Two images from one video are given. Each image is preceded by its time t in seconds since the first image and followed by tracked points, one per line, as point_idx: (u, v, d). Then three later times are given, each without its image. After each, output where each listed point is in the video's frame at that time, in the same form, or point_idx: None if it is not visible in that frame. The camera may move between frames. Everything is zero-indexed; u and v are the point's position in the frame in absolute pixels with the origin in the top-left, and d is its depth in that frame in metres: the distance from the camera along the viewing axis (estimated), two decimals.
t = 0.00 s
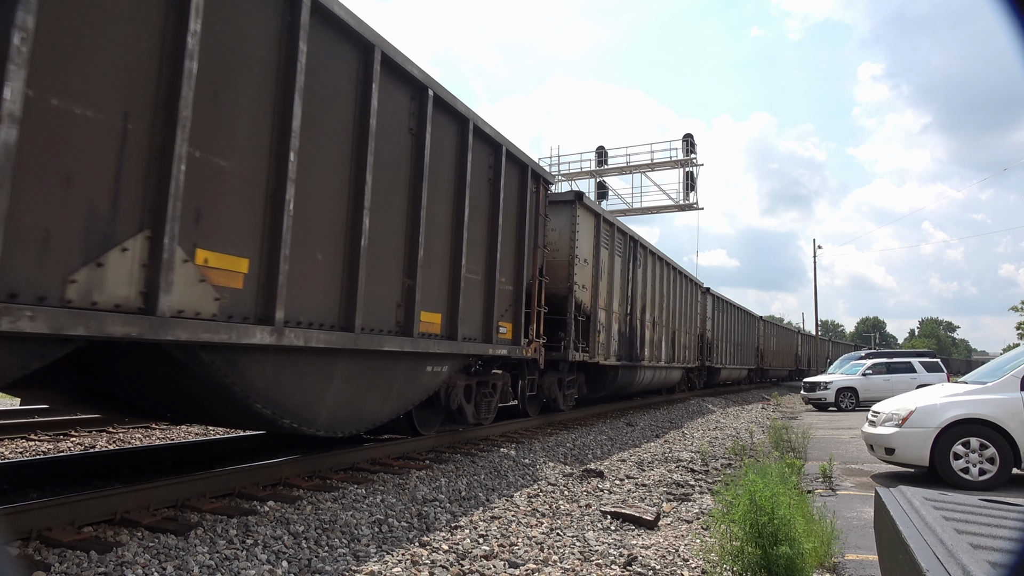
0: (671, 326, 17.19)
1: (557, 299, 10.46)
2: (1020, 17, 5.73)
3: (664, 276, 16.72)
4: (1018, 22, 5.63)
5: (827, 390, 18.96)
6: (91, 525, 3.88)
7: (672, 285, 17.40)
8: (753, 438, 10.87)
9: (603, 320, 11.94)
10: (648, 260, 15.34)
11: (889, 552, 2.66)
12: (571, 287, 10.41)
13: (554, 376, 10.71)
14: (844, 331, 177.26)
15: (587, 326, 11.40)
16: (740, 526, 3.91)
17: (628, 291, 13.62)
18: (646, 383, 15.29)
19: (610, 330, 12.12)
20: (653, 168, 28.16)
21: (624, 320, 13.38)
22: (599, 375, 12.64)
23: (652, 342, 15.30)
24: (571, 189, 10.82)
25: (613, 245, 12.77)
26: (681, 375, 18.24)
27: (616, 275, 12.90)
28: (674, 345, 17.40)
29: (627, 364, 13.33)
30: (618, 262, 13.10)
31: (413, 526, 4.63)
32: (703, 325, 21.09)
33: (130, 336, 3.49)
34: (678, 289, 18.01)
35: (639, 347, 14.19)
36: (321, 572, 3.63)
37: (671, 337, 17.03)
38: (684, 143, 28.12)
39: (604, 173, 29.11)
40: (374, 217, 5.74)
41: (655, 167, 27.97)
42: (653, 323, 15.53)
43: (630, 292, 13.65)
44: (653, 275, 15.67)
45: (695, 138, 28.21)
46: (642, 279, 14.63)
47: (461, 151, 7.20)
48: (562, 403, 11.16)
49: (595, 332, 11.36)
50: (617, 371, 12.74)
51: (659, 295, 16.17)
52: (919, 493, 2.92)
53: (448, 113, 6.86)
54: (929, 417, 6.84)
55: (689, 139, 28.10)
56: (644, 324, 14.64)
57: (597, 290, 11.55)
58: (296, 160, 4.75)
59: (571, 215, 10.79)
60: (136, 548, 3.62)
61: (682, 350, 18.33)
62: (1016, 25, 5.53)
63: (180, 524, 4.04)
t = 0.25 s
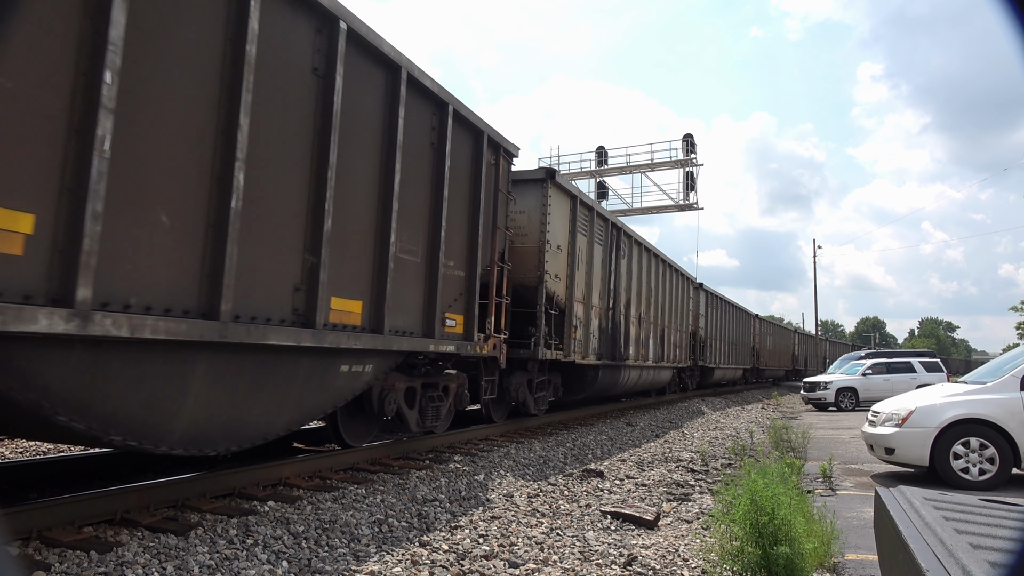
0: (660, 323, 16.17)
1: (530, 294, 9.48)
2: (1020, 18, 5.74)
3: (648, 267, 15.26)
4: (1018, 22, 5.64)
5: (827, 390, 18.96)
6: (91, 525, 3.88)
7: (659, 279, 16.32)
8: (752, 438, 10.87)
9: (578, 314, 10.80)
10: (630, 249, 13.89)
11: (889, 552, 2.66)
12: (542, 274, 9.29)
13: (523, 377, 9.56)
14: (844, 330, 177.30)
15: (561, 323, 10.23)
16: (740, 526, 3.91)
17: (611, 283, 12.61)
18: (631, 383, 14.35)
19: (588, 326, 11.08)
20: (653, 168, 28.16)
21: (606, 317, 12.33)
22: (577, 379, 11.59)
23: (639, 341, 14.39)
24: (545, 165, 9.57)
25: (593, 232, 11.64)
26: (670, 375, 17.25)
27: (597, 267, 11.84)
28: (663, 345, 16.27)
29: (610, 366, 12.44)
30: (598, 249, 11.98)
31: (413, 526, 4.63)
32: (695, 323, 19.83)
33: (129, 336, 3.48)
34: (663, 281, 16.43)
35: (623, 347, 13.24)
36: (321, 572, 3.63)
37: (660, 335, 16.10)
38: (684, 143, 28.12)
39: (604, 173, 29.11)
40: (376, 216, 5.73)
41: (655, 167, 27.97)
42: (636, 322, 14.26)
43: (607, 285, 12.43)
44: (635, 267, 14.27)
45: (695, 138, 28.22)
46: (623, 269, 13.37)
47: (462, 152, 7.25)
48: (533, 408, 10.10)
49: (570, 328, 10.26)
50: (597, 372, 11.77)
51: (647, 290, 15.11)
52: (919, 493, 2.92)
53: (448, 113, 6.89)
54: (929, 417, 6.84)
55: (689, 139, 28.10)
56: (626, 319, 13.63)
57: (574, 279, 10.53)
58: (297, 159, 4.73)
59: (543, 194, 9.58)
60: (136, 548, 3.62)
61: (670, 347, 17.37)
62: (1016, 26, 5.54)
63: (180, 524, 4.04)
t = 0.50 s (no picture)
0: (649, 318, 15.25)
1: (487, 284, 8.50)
2: (1020, 18, 5.74)
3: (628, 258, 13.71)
4: (1018, 22, 5.64)
5: (827, 390, 18.96)
6: (91, 525, 3.88)
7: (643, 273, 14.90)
8: (753, 438, 10.87)
9: (550, 306, 9.83)
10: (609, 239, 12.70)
11: (889, 552, 2.66)
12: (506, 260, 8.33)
13: (481, 379, 8.42)
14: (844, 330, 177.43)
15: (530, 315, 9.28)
16: (740, 526, 3.91)
17: (590, 272, 11.56)
18: (617, 384, 13.23)
19: (562, 319, 10.16)
20: (653, 168, 28.15)
21: (584, 310, 11.34)
22: (551, 381, 10.69)
23: (626, 337, 13.46)
24: (505, 136, 8.65)
25: (568, 217, 10.54)
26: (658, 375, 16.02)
27: (572, 254, 10.80)
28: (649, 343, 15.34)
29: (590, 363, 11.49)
30: (575, 235, 10.96)
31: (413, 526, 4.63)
32: (691, 319, 19.06)
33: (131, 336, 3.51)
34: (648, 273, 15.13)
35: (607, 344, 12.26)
36: (321, 572, 3.62)
37: (650, 331, 15.29)
38: (684, 143, 28.11)
39: (604, 173, 29.10)
40: (368, 213, 5.77)
41: (655, 167, 27.97)
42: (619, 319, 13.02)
43: (582, 273, 11.23)
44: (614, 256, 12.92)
45: (695, 138, 28.21)
46: (607, 259, 12.44)
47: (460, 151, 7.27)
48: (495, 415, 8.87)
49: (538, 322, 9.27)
50: (575, 371, 10.78)
51: (631, 285, 13.92)
52: (919, 493, 2.92)
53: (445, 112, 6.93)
54: (929, 417, 6.84)
55: (689, 139, 28.08)
56: (608, 312, 12.54)
57: (545, 269, 9.54)
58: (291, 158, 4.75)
59: (504, 168, 8.63)
60: (136, 548, 3.62)
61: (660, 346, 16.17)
62: (1016, 26, 5.54)
63: (180, 524, 4.04)
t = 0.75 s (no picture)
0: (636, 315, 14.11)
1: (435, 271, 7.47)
2: (1021, 17, 5.74)
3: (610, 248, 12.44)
4: (1019, 22, 5.63)
5: (827, 390, 18.95)
6: (91, 525, 3.88)
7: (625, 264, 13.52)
8: (753, 438, 10.87)
9: (512, 296, 8.51)
10: (585, 221, 11.17)
11: (889, 552, 2.66)
12: (455, 239, 7.08)
13: (428, 380, 7.21)
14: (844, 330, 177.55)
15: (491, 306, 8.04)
16: (740, 526, 3.91)
17: (564, 260, 10.31)
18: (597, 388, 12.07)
19: (529, 313, 8.91)
20: (653, 168, 28.14)
21: (557, 303, 10.14)
22: (516, 387, 9.45)
23: (610, 335, 12.38)
24: (455, 95, 7.37)
25: (537, 194, 9.24)
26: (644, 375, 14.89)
27: (542, 239, 9.59)
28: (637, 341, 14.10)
29: (564, 367, 10.27)
30: (543, 215, 9.58)
31: (413, 526, 4.63)
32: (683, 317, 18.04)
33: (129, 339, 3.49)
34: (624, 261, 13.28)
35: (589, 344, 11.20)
36: (321, 572, 3.62)
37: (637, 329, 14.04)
38: (684, 143, 28.09)
39: (604, 173, 29.08)
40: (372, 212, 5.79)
41: (655, 167, 27.95)
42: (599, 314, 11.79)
43: (555, 262, 10.03)
44: (590, 243, 11.44)
45: (695, 138, 28.19)
46: (591, 249, 11.42)
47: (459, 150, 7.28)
48: (448, 422, 7.77)
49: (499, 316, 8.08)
50: (545, 370, 9.55)
51: (612, 276, 12.62)
52: (919, 493, 2.91)
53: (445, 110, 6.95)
54: (929, 417, 6.84)
55: (689, 139, 28.07)
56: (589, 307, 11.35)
57: (505, 254, 8.30)
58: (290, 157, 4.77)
59: (454, 134, 7.36)
60: (136, 548, 3.62)
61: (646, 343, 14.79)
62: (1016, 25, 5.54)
63: (180, 524, 4.04)
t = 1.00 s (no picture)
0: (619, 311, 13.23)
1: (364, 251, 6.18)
2: (1021, 17, 5.74)
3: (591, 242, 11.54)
4: (1019, 22, 5.64)
5: (827, 390, 18.96)
6: (91, 525, 3.88)
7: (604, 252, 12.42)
8: (752, 438, 10.87)
9: (465, 284, 7.49)
10: (555, 206, 10.13)
11: (889, 552, 2.66)
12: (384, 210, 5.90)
13: (352, 382, 6.01)
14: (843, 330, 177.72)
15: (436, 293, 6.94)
16: (740, 526, 3.91)
17: (531, 244, 9.25)
18: (575, 390, 11.17)
19: (483, 303, 7.81)
20: (653, 168, 28.14)
21: (521, 295, 9.01)
22: (476, 391, 8.25)
23: (588, 331, 11.52)
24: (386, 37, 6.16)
25: (495, 165, 8.05)
26: (630, 374, 14.06)
27: (503, 222, 8.50)
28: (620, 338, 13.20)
29: (533, 368, 9.20)
30: (502, 191, 8.42)
31: (413, 526, 4.63)
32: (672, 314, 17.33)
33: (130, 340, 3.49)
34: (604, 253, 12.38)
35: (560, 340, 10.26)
36: (321, 572, 3.62)
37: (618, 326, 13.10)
38: (684, 143, 28.10)
39: (604, 173, 29.09)
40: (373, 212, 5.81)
41: (655, 167, 27.95)
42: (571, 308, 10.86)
43: (524, 249, 9.08)
44: (563, 225, 10.35)
45: (695, 138, 28.19)
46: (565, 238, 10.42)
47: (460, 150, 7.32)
48: (382, 432, 6.54)
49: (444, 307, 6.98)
50: (507, 370, 8.40)
51: (589, 268, 11.69)
52: (919, 493, 2.92)
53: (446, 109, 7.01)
54: (929, 417, 6.84)
55: (689, 139, 28.08)
56: (562, 300, 10.30)
57: (453, 234, 7.14)
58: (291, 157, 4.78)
59: (385, 84, 6.15)
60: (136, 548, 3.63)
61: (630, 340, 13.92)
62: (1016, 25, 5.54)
63: (180, 524, 4.04)
